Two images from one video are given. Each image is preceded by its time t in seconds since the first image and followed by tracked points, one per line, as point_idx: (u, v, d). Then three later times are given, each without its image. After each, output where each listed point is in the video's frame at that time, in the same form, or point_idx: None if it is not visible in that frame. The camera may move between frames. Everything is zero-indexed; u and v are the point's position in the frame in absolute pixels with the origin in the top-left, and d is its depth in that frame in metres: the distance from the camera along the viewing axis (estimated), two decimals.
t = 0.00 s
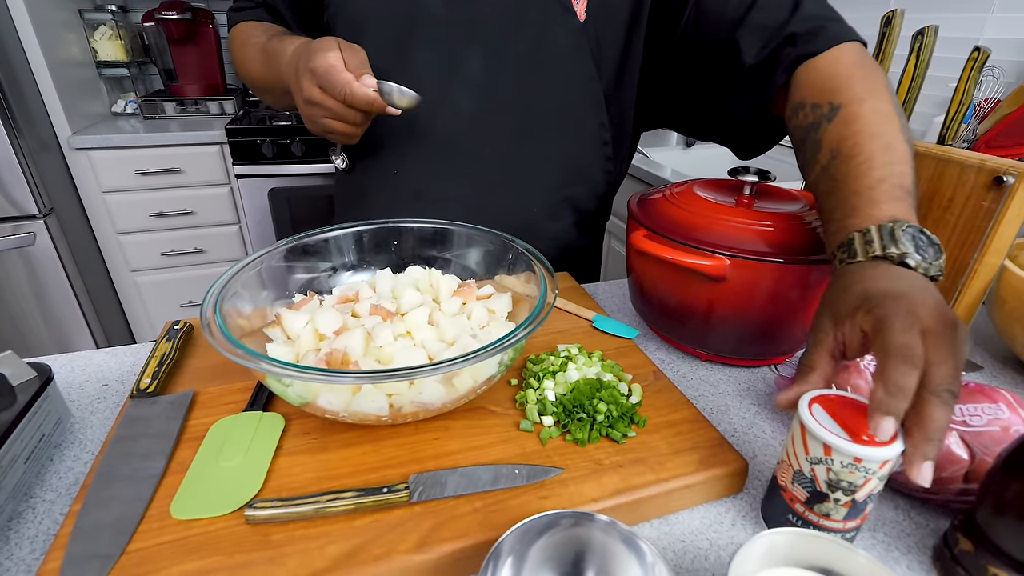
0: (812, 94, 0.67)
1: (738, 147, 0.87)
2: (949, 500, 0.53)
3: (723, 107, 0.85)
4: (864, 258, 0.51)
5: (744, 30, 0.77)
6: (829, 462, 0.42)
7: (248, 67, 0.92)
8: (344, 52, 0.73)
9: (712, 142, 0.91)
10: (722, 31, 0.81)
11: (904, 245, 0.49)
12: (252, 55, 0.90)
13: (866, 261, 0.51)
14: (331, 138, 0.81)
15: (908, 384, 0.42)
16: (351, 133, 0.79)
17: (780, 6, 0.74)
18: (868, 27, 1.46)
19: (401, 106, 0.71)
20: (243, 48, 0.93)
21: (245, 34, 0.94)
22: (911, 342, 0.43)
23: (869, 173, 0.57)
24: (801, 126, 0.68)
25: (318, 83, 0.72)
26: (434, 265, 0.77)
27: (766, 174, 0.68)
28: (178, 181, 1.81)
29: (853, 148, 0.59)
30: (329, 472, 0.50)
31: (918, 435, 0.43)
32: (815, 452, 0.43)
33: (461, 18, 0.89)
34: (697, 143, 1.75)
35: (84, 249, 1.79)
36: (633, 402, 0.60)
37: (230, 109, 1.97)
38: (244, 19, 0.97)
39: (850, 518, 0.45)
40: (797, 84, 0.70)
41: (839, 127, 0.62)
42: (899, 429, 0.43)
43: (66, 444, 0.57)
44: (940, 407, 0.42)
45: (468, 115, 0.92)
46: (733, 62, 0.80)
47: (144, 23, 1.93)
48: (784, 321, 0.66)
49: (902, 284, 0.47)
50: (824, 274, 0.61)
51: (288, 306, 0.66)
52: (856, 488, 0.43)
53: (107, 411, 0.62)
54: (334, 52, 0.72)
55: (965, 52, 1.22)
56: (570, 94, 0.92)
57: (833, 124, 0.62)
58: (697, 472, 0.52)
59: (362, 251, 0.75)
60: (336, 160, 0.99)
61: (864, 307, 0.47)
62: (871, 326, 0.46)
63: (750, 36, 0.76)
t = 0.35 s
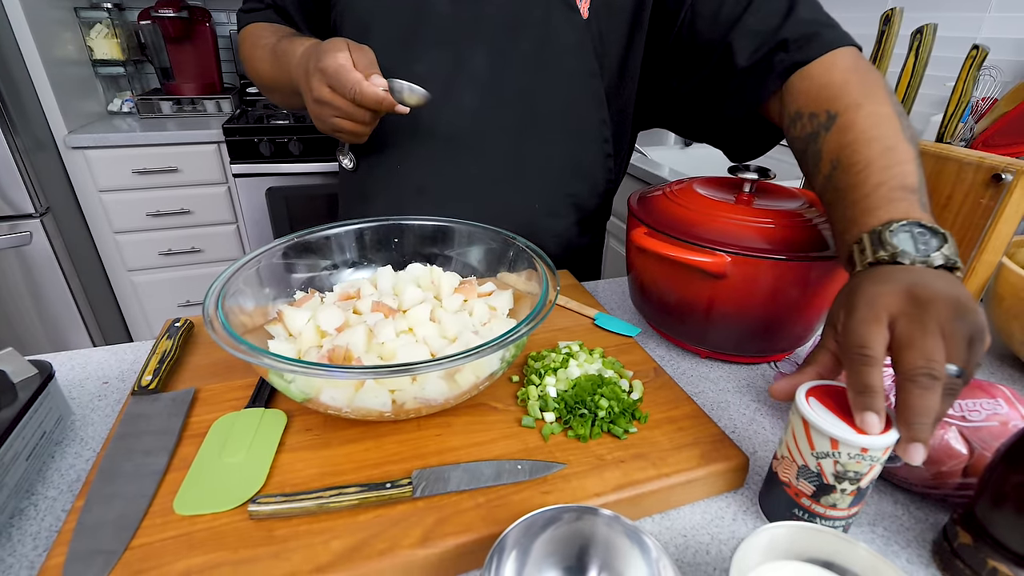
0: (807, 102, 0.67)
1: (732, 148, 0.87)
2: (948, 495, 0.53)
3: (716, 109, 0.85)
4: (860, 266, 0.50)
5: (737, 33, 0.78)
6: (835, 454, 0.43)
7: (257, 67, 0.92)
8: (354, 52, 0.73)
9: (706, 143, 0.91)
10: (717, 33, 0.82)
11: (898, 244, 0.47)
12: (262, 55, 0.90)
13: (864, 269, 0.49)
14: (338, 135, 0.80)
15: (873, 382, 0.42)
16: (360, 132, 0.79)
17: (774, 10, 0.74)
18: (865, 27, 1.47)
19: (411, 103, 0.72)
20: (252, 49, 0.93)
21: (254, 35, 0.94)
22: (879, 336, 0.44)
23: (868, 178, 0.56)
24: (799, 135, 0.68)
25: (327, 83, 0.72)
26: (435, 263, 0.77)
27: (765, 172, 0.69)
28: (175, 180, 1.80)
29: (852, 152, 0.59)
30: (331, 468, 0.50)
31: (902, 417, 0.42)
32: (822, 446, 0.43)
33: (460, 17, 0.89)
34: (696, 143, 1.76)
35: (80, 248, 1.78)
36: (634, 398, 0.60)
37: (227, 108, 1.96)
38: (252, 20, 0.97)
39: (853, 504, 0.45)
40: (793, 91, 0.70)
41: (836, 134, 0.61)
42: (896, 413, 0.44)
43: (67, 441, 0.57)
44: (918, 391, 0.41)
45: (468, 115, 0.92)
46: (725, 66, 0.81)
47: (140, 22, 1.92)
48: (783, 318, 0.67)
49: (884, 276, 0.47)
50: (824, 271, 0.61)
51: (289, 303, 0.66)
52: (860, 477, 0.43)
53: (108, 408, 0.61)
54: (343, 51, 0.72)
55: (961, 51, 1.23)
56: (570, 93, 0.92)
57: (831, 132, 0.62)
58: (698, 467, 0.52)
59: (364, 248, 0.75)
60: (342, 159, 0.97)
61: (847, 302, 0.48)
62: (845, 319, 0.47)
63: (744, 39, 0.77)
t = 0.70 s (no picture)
0: (809, 94, 0.67)
1: (733, 144, 0.87)
2: (946, 489, 0.54)
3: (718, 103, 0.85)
4: (866, 261, 0.49)
5: (735, 26, 0.78)
6: (823, 445, 0.43)
7: (253, 58, 0.91)
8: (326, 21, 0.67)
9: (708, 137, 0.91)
10: (713, 29, 0.82)
11: (906, 237, 0.47)
12: (259, 48, 0.89)
13: (872, 263, 0.49)
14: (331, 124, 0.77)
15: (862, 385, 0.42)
16: (348, 112, 0.72)
17: (773, 4, 0.74)
18: (863, 24, 1.47)
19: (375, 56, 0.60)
20: (250, 42, 0.92)
21: (254, 30, 0.94)
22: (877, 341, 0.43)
23: (873, 171, 0.56)
24: (800, 128, 0.68)
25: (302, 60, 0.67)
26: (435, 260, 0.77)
27: (764, 168, 0.68)
28: (174, 179, 1.80)
29: (856, 145, 0.59)
30: (332, 463, 0.50)
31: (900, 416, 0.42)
32: (810, 436, 0.44)
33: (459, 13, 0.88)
34: (694, 141, 1.76)
35: (79, 247, 1.78)
36: (633, 394, 0.60)
37: (226, 107, 1.96)
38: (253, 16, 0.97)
39: (843, 496, 0.45)
40: (794, 83, 0.70)
41: (839, 126, 0.61)
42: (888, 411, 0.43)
43: (66, 438, 0.57)
44: (918, 399, 0.41)
45: (467, 112, 0.92)
46: (725, 61, 0.81)
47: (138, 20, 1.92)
48: (782, 314, 0.67)
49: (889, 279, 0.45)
50: (823, 267, 0.61)
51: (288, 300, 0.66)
52: (848, 471, 0.43)
53: (107, 405, 0.61)
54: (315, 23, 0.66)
55: (959, 48, 1.23)
56: (570, 90, 0.92)
57: (834, 124, 0.62)
58: (697, 462, 0.52)
59: (363, 246, 0.75)
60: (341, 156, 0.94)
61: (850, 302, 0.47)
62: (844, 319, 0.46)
63: (742, 33, 0.77)
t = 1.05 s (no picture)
0: (799, 96, 0.68)
1: (724, 145, 0.87)
2: (935, 484, 0.54)
3: (711, 106, 0.86)
4: (858, 259, 0.50)
5: (726, 31, 0.79)
6: (801, 443, 0.44)
7: (249, 92, 0.93)
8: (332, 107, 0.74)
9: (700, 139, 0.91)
10: (704, 32, 0.83)
11: (900, 238, 0.47)
12: (253, 80, 0.91)
13: (862, 262, 0.49)
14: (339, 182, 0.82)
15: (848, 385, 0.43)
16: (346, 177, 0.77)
17: (763, 7, 0.75)
18: (853, 25, 1.48)
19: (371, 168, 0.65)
20: (245, 74, 0.94)
21: (248, 55, 0.95)
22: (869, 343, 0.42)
23: (864, 171, 0.56)
24: (790, 129, 0.69)
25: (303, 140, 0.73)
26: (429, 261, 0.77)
27: (754, 169, 0.69)
28: (168, 180, 1.80)
29: (845, 146, 0.59)
30: (327, 463, 0.51)
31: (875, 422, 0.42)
32: (790, 435, 0.44)
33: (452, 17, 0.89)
34: (688, 141, 1.77)
35: (72, 248, 1.77)
36: (626, 392, 0.61)
37: (221, 108, 1.96)
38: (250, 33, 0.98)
39: (821, 495, 0.46)
40: (784, 87, 0.71)
41: (829, 127, 0.62)
42: (867, 409, 0.44)
43: (60, 440, 0.57)
44: (897, 401, 0.41)
45: (461, 113, 0.92)
46: (715, 65, 0.82)
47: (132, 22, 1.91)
48: (774, 312, 0.67)
49: (881, 281, 0.45)
50: (815, 265, 0.62)
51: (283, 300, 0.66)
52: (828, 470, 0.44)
53: (102, 407, 0.62)
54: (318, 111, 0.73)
55: (948, 49, 1.24)
56: (564, 91, 0.92)
57: (824, 125, 0.63)
58: (690, 459, 0.53)
59: (358, 246, 0.75)
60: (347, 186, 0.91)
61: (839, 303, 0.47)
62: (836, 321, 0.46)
63: (732, 37, 0.77)
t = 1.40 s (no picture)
0: (797, 101, 0.69)
1: (724, 151, 0.89)
2: (929, 480, 0.55)
3: (713, 114, 0.88)
4: (850, 255, 0.52)
5: (730, 40, 0.79)
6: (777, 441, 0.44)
7: (249, 99, 0.94)
8: (335, 115, 0.75)
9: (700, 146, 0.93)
10: (709, 40, 0.83)
11: (891, 244, 0.50)
12: (255, 88, 0.92)
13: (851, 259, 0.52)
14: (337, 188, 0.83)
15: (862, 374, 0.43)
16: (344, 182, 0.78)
17: (765, 18, 0.76)
18: (847, 29, 1.50)
19: (374, 174, 0.66)
20: (245, 81, 0.95)
21: (247, 62, 0.96)
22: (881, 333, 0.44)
23: (855, 176, 0.58)
24: (786, 131, 0.70)
25: (305, 145, 0.74)
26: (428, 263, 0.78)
27: (750, 172, 0.70)
28: (168, 185, 1.81)
29: (839, 149, 0.61)
30: (329, 462, 0.51)
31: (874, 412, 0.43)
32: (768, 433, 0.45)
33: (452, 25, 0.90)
34: (685, 144, 1.78)
35: (73, 254, 1.78)
36: (624, 392, 0.61)
37: (221, 114, 1.97)
38: (249, 40, 0.99)
39: (795, 500, 0.46)
40: (783, 92, 0.72)
41: (825, 132, 0.63)
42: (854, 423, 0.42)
43: (65, 441, 0.57)
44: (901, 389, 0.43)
45: (459, 119, 0.93)
46: (720, 72, 0.83)
47: (131, 28, 1.92)
48: (770, 312, 0.68)
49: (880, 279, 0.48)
50: (810, 266, 0.63)
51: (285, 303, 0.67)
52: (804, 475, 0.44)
53: (106, 409, 0.62)
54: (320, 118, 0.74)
55: (939, 53, 1.26)
56: (563, 97, 0.93)
57: (820, 129, 0.64)
58: (687, 456, 0.54)
59: (359, 250, 0.76)
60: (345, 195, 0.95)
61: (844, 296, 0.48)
62: (850, 313, 0.47)
63: (737, 47, 0.79)
